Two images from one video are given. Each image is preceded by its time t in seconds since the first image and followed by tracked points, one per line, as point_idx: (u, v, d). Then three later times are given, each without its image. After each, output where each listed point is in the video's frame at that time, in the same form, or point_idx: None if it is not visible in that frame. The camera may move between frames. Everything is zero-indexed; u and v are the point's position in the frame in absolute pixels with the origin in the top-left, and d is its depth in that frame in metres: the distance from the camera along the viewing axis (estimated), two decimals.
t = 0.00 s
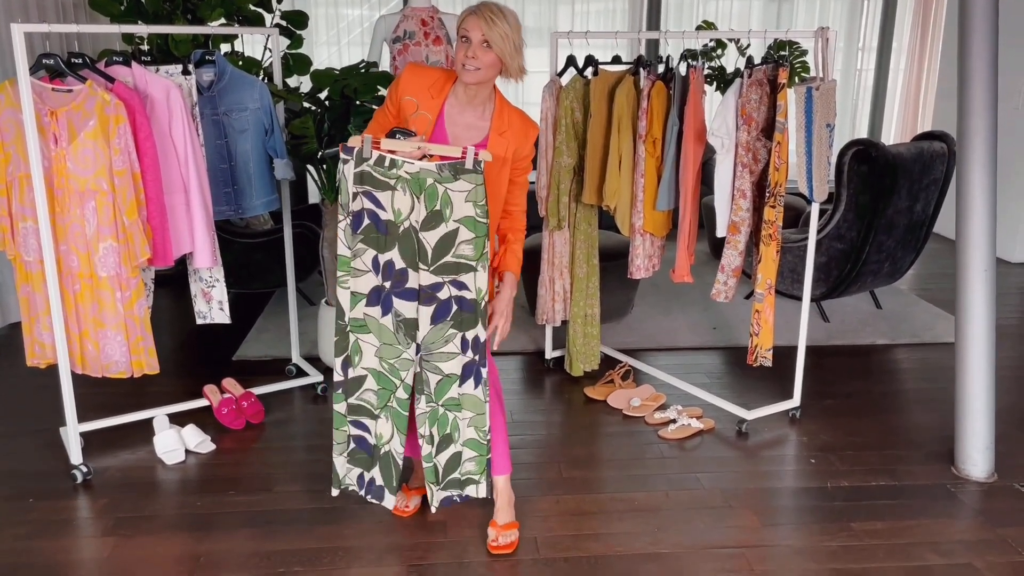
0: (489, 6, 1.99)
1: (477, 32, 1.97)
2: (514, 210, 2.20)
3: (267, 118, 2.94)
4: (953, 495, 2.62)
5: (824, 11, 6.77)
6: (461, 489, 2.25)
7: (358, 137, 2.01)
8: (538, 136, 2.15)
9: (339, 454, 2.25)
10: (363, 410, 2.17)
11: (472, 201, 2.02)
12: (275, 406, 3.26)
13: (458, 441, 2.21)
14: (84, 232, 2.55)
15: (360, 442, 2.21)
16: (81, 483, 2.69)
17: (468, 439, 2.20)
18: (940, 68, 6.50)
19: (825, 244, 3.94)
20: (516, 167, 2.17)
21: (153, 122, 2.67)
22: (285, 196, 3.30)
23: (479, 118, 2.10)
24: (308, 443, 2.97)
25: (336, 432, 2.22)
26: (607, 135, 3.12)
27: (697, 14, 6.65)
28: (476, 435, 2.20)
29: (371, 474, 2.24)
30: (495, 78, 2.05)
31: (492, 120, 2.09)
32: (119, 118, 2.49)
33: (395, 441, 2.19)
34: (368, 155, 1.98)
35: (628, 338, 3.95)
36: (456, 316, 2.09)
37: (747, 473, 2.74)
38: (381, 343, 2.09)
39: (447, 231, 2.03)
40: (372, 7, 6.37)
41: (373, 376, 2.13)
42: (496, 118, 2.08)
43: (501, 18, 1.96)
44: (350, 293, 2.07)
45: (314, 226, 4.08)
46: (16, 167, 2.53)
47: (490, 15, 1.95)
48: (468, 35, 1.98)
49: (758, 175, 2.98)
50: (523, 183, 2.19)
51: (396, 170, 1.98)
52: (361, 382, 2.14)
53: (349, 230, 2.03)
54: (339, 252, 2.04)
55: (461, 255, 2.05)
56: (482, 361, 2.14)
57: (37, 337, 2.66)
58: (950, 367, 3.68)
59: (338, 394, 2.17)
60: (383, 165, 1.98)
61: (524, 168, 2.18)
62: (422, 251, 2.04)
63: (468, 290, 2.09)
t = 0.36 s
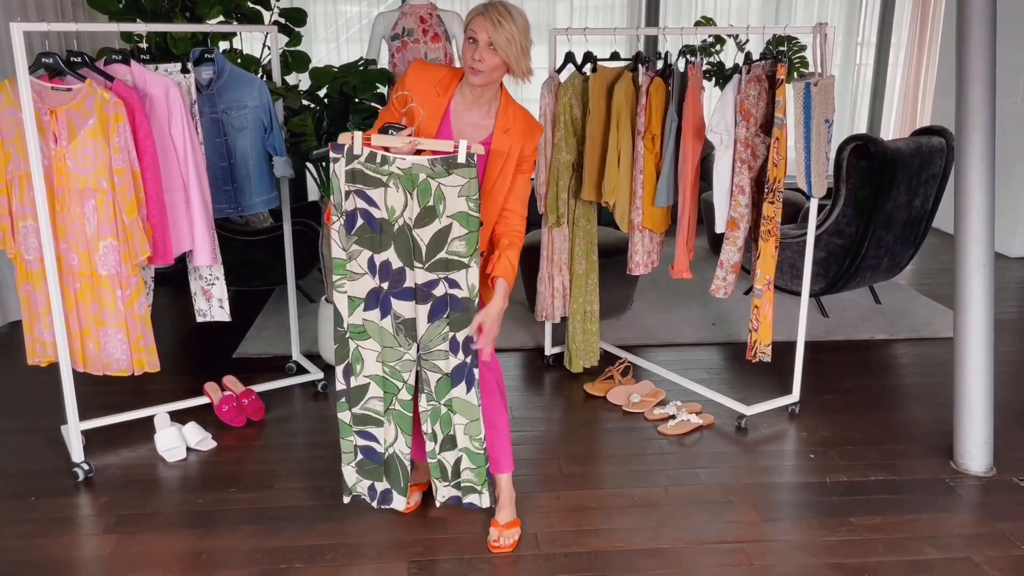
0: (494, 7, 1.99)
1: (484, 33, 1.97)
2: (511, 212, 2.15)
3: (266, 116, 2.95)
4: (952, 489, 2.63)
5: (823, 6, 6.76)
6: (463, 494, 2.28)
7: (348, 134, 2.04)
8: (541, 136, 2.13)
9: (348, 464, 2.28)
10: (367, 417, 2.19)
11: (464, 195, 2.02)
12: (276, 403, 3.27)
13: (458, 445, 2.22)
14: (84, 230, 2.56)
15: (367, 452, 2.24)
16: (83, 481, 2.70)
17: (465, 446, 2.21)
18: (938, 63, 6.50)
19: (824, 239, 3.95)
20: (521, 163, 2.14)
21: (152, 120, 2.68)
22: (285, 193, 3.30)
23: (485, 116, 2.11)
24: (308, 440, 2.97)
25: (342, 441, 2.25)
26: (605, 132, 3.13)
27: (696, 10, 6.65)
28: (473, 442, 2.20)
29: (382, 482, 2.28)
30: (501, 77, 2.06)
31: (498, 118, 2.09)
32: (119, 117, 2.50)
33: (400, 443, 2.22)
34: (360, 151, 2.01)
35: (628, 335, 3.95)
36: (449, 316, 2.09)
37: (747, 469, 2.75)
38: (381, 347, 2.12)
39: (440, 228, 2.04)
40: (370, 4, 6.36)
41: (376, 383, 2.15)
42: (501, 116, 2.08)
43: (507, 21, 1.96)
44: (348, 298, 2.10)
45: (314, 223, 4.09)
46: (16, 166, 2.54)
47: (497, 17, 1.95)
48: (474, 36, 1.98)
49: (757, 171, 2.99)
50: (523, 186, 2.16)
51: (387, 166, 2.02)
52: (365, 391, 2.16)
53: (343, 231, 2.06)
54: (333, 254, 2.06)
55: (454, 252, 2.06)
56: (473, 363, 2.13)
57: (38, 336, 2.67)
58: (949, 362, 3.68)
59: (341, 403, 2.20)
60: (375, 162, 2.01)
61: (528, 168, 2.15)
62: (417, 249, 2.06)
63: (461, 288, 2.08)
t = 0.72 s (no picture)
0: (493, 42, 1.91)
1: (482, 79, 1.93)
2: (508, 212, 2.15)
3: (264, 117, 2.95)
4: (950, 484, 2.64)
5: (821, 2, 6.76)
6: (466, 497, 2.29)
7: (343, 129, 2.02)
8: (538, 135, 2.12)
9: (339, 476, 2.22)
10: (359, 423, 2.15)
11: (459, 189, 2.05)
12: (277, 402, 3.28)
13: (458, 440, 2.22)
14: (84, 231, 2.57)
15: (358, 460, 2.19)
16: (85, 481, 2.71)
17: (464, 436, 2.21)
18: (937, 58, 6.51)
19: (822, 235, 3.96)
20: (516, 165, 2.14)
21: (152, 121, 2.69)
22: (284, 194, 3.31)
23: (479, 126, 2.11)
24: (310, 439, 2.99)
25: (331, 450, 2.20)
26: (603, 131, 3.16)
27: (694, 6, 6.65)
28: (470, 431, 2.21)
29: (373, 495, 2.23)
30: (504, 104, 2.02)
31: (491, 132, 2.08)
32: (119, 118, 2.51)
33: (393, 455, 2.19)
34: (355, 146, 2.00)
35: (628, 332, 3.97)
36: (449, 305, 2.13)
37: (746, 465, 2.77)
38: (375, 346, 2.09)
39: (436, 221, 2.07)
40: (369, 2, 6.36)
41: (368, 384, 2.12)
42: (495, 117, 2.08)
43: (504, 66, 1.89)
44: (342, 294, 2.06)
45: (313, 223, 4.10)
46: (16, 167, 2.55)
47: (495, 70, 1.89)
48: (473, 82, 1.95)
49: (755, 168, 3.01)
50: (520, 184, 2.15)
51: (383, 161, 2.02)
52: (357, 392, 2.12)
53: (338, 224, 2.03)
54: (327, 248, 2.03)
55: (451, 243, 2.08)
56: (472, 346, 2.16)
57: (40, 336, 2.68)
58: (947, 357, 3.70)
59: (334, 406, 2.15)
60: (370, 156, 2.00)
61: (523, 168, 2.15)
62: (414, 244, 2.07)
63: (457, 276, 2.12)
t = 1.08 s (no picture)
0: (497, 66, 1.91)
1: (486, 102, 1.95)
2: (503, 225, 2.18)
3: (266, 120, 2.96)
4: (951, 483, 2.65)
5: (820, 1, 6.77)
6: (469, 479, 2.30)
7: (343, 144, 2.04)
8: (539, 147, 2.12)
9: (331, 485, 2.23)
10: (353, 432, 2.16)
11: (457, 202, 2.08)
12: (279, 404, 3.29)
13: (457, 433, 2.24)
14: (87, 235, 2.58)
15: (353, 471, 2.19)
16: (89, 483, 2.72)
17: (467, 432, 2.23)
18: (936, 57, 6.52)
19: (822, 235, 3.97)
20: (513, 178, 2.17)
21: (153, 125, 2.70)
22: (285, 197, 3.29)
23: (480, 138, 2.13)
24: (312, 441, 3.00)
25: (325, 460, 2.21)
26: (603, 132, 3.16)
27: (694, 6, 6.66)
28: (471, 427, 2.22)
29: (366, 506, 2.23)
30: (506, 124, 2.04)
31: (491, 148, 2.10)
32: (120, 122, 2.52)
33: (387, 462, 2.20)
34: (356, 162, 2.01)
35: (628, 332, 3.98)
36: (441, 312, 2.15)
37: (747, 465, 2.77)
38: (371, 355, 2.10)
39: (433, 232, 2.10)
40: (369, 3, 6.37)
41: (363, 393, 2.13)
42: (496, 132, 2.10)
43: (511, 93, 1.91)
44: (339, 307, 2.08)
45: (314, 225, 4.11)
46: (19, 172, 2.56)
47: (500, 95, 1.90)
48: (477, 104, 1.96)
49: (754, 169, 3.02)
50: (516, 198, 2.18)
51: (383, 175, 2.04)
52: (352, 403, 2.14)
53: (337, 239, 2.05)
54: (327, 263, 2.05)
55: (446, 254, 2.11)
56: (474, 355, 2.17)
57: (43, 340, 2.69)
58: (948, 356, 3.70)
59: (328, 418, 2.18)
60: (370, 171, 2.02)
61: (520, 180, 2.17)
62: (411, 253, 2.11)
63: (455, 286, 2.13)
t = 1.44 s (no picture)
0: (489, 74, 1.91)
1: (479, 111, 1.95)
2: (519, 218, 2.25)
3: (266, 122, 2.97)
4: (952, 483, 2.65)
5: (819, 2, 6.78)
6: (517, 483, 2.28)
7: (333, 171, 2.06)
8: (539, 146, 2.16)
9: (345, 497, 2.26)
10: (363, 446, 2.19)
11: (453, 215, 2.12)
12: (280, 406, 3.30)
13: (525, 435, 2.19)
14: (88, 239, 2.58)
15: (365, 481, 2.24)
16: (90, 487, 2.72)
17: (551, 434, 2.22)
18: (935, 57, 6.52)
19: (823, 235, 3.97)
20: (518, 177, 2.18)
21: (153, 128, 2.70)
22: (285, 199, 3.31)
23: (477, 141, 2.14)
24: (313, 443, 3.00)
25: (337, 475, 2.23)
26: (603, 133, 3.16)
27: (693, 7, 6.67)
28: (538, 429, 2.19)
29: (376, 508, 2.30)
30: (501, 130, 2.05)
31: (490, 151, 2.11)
32: (121, 126, 2.53)
33: (393, 461, 2.29)
34: (347, 188, 2.04)
35: (629, 333, 3.98)
36: (488, 320, 2.15)
37: (748, 466, 2.78)
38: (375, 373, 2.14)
39: (437, 249, 2.13)
40: (368, 5, 6.38)
41: (370, 410, 2.16)
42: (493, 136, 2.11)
43: (503, 101, 1.91)
44: (340, 329, 2.09)
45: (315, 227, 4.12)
46: (20, 176, 2.57)
47: (492, 104, 1.91)
48: (470, 113, 1.97)
49: (753, 169, 3.02)
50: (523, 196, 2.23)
51: (376, 199, 2.07)
52: (358, 420, 2.16)
53: (335, 264, 2.05)
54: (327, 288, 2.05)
55: (459, 268, 2.15)
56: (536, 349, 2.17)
57: (44, 344, 2.69)
58: (949, 356, 3.70)
59: (335, 435, 2.17)
60: (362, 196, 2.06)
61: (525, 178, 2.19)
62: (421, 270, 2.13)
63: (482, 295, 2.16)
